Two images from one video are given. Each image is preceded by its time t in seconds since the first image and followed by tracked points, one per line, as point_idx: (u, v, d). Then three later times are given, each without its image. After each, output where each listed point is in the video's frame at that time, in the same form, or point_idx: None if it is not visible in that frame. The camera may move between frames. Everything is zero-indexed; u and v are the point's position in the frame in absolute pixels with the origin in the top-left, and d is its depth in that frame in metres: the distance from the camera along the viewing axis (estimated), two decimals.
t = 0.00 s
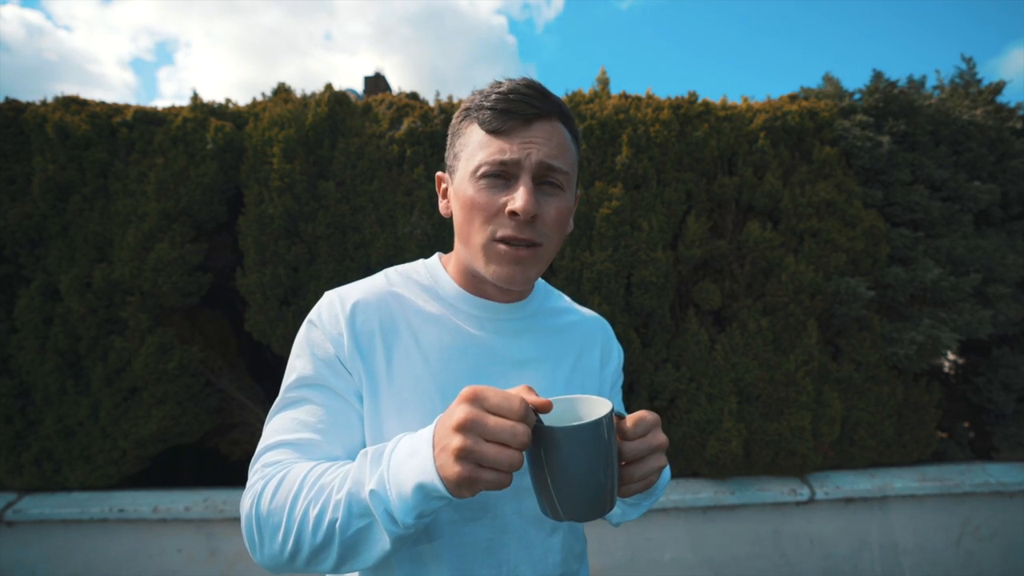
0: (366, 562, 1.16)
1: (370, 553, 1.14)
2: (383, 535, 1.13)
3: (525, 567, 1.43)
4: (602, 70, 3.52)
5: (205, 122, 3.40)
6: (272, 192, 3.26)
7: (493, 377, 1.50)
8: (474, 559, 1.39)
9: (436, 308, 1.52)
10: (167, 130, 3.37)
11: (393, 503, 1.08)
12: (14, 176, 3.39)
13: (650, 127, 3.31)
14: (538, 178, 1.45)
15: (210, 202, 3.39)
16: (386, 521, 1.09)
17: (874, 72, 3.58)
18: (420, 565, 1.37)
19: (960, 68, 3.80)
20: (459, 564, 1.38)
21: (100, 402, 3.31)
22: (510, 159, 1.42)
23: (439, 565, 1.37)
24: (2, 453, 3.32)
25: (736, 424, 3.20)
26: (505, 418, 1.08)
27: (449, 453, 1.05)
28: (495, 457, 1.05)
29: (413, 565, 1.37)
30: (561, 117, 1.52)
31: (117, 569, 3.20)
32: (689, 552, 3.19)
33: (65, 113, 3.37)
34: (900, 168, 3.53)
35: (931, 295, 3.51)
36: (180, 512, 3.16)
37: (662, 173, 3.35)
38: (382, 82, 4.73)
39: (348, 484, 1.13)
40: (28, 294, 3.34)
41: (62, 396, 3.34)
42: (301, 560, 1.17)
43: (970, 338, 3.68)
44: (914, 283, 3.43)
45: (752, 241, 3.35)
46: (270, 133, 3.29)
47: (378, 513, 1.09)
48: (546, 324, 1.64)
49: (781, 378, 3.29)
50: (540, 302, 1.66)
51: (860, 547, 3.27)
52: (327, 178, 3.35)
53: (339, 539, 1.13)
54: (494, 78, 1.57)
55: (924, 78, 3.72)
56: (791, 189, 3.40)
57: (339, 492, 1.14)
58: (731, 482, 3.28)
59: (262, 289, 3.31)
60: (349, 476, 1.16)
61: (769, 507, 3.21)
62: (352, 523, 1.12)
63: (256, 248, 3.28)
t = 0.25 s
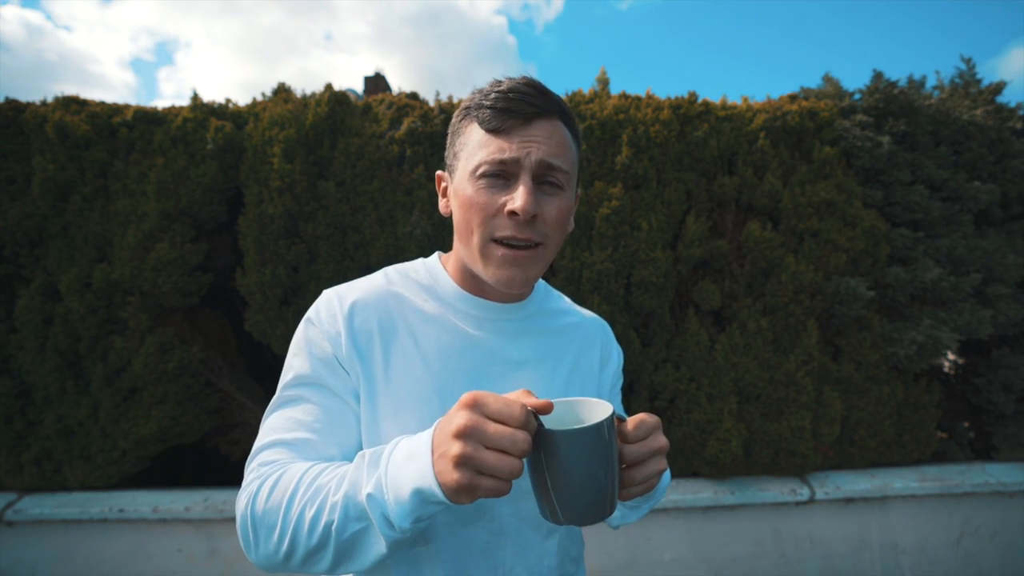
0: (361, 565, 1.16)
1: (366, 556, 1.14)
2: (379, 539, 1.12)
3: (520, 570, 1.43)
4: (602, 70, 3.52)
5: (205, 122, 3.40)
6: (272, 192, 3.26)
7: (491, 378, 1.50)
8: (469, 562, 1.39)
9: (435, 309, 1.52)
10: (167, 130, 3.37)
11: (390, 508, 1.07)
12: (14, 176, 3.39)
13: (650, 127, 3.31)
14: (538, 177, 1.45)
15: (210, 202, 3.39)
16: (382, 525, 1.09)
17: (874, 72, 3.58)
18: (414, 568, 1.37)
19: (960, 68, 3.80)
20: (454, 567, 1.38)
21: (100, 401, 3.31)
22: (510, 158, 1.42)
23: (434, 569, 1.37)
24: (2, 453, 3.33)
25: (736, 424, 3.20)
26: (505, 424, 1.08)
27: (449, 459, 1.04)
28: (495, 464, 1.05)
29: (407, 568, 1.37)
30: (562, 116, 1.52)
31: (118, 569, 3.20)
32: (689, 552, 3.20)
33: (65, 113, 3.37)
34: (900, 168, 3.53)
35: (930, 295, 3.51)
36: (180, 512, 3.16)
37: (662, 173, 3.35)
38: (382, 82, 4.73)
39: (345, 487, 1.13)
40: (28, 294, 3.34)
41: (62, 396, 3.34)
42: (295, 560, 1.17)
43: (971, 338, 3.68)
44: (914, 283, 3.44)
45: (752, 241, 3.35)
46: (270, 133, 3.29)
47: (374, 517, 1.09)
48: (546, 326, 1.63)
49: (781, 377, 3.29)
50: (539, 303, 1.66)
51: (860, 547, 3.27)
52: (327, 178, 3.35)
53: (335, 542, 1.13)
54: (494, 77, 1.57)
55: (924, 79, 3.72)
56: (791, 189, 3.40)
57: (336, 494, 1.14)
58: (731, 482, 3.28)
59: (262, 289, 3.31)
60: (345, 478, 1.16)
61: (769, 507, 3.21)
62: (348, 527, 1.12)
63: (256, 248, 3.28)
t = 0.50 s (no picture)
0: None
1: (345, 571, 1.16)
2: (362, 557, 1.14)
3: None
4: (602, 70, 3.52)
5: (205, 122, 3.40)
6: (272, 192, 3.26)
7: (483, 387, 1.50)
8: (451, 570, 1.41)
9: (429, 316, 1.52)
10: (167, 130, 3.37)
11: (374, 531, 1.08)
12: (14, 176, 3.39)
13: (650, 127, 3.31)
14: (547, 192, 1.45)
15: (210, 202, 3.39)
16: (366, 548, 1.10)
17: (874, 72, 3.58)
18: None
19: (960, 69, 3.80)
20: None
21: (100, 401, 3.31)
22: (520, 172, 1.41)
23: None
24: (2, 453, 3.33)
25: (736, 424, 3.20)
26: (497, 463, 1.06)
27: (438, 499, 1.04)
28: (486, 506, 1.04)
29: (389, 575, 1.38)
30: (570, 127, 1.51)
31: (118, 569, 3.20)
32: (688, 553, 3.20)
33: (65, 113, 3.37)
34: (900, 168, 3.53)
35: (930, 295, 3.51)
36: (180, 512, 3.16)
37: (661, 173, 3.35)
38: (382, 82, 4.73)
39: (330, 504, 1.14)
40: (28, 294, 3.34)
41: (61, 396, 3.34)
42: (273, 569, 1.18)
43: (970, 338, 3.68)
44: (913, 283, 3.44)
45: (753, 241, 3.35)
46: (269, 133, 3.29)
47: (357, 541, 1.10)
48: (541, 333, 1.63)
49: (781, 377, 3.29)
50: (537, 312, 1.65)
51: (860, 547, 3.27)
52: (327, 178, 3.35)
53: (315, 557, 1.14)
54: (500, 82, 1.55)
55: (924, 79, 3.72)
56: (791, 189, 3.40)
57: (320, 511, 1.14)
58: (731, 482, 3.28)
59: (261, 289, 3.31)
60: (330, 492, 1.17)
61: (769, 507, 3.21)
62: (330, 544, 1.13)
63: (256, 248, 3.28)
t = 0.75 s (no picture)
0: None
1: None
2: None
3: None
4: (602, 70, 3.52)
5: (205, 122, 3.40)
6: (272, 192, 3.26)
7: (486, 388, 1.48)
8: None
9: (426, 319, 1.51)
10: (167, 130, 3.37)
11: None
12: (15, 176, 3.39)
13: (650, 127, 3.32)
14: (552, 171, 1.43)
15: (210, 202, 3.39)
16: None
17: (874, 72, 3.58)
18: None
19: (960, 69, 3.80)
20: None
21: (100, 401, 3.31)
22: (524, 153, 1.38)
23: None
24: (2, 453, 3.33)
25: (736, 424, 3.20)
26: (495, 547, 1.01)
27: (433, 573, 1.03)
28: None
29: None
30: (568, 101, 1.50)
31: (118, 569, 3.20)
32: (688, 553, 3.20)
33: (65, 113, 3.37)
34: (900, 168, 3.53)
35: (930, 295, 3.52)
36: (180, 512, 3.16)
37: (661, 173, 3.35)
38: (382, 83, 4.73)
39: (317, 542, 1.14)
40: (28, 295, 3.34)
41: (62, 396, 3.34)
42: None
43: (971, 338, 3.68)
44: (913, 283, 3.44)
45: (753, 241, 3.36)
46: (270, 133, 3.30)
47: None
48: (546, 327, 1.62)
49: (781, 378, 3.30)
50: (540, 305, 1.63)
51: (861, 546, 3.27)
52: (327, 178, 3.35)
53: None
54: (488, 57, 1.52)
55: (924, 79, 3.72)
56: (791, 189, 3.41)
57: (307, 547, 1.15)
58: (731, 482, 3.28)
59: (261, 289, 3.31)
60: (320, 524, 1.17)
61: (769, 506, 3.21)
62: None
63: (256, 248, 3.29)
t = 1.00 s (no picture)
0: None
1: None
2: None
3: None
4: (602, 70, 3.52)
5: (205, 122, 3.40)
6: (273, 192, 3.27)
7: (486, 384, 1.43)
8: None
9: (420, 318, 1.48)
10: (167, 130, 3.37)
11: None
12: (15, 176, 3.39)
13: (650, 127, 3.32)
14: (546, 144, 1.37)
15: (210, 202, 3.40)
16: None
17: (874, 72, 3.58)
18: None
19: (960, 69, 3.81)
20: None
21: (100, 401, 3.32)
22: (514, 125, 1.33)
23: None
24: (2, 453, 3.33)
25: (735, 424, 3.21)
26: None
27: None
28: None
29: None
30: (556, 72, 1.46)
31: (118, 569, 3.21)
32: (689, 553, 3.21)
33: (65, 113, 3.37)
34: (900, 168, 3.53)
35: (930, 294, 3.52)
36: (180, 512, 3.16)
37: (661, 173, 3.35)
38: (382, 83, 4.73)
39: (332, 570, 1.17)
40: (28, 295, 3.35)
41: (62, 396, 3.34)
42: None
43: (971, 338, 3.69)
44: (913, 283, 3.44)
45: (753, 241, 3.36)
46: (270, 133, 3.30)
47: None
48: (552, 316, 1.54)
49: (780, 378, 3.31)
50: (545, 293, 1.56)
51: (861, 546, 3.27)
52: (327, 178, 3.35)
53: None
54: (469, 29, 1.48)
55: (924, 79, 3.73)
56: (791, 189, 3.41)
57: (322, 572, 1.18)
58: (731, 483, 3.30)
59: (261, 289, 3.31)
60: (336, 553, 1.18)
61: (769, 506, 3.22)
62: None
63: (256, 248, 3.29)
